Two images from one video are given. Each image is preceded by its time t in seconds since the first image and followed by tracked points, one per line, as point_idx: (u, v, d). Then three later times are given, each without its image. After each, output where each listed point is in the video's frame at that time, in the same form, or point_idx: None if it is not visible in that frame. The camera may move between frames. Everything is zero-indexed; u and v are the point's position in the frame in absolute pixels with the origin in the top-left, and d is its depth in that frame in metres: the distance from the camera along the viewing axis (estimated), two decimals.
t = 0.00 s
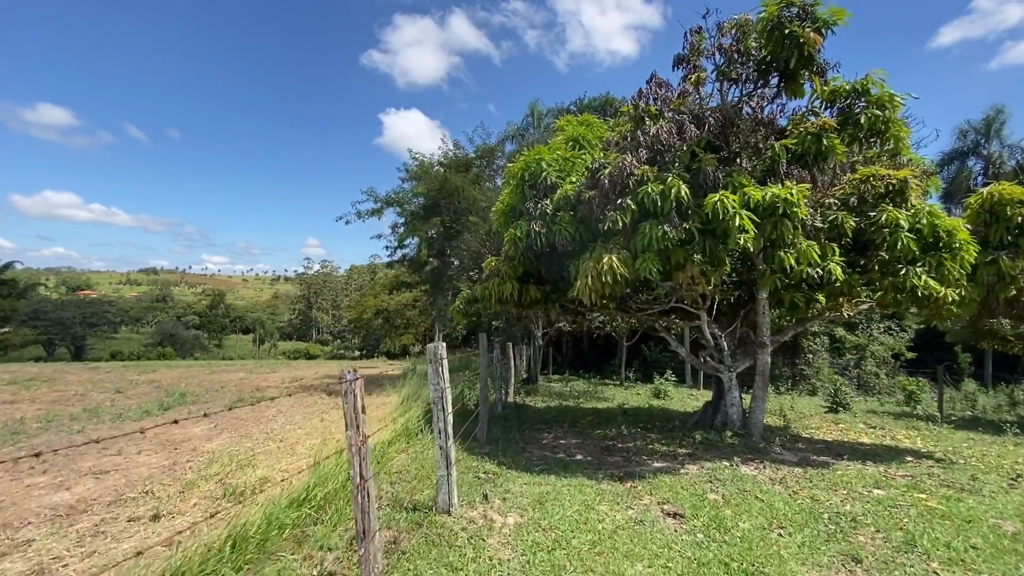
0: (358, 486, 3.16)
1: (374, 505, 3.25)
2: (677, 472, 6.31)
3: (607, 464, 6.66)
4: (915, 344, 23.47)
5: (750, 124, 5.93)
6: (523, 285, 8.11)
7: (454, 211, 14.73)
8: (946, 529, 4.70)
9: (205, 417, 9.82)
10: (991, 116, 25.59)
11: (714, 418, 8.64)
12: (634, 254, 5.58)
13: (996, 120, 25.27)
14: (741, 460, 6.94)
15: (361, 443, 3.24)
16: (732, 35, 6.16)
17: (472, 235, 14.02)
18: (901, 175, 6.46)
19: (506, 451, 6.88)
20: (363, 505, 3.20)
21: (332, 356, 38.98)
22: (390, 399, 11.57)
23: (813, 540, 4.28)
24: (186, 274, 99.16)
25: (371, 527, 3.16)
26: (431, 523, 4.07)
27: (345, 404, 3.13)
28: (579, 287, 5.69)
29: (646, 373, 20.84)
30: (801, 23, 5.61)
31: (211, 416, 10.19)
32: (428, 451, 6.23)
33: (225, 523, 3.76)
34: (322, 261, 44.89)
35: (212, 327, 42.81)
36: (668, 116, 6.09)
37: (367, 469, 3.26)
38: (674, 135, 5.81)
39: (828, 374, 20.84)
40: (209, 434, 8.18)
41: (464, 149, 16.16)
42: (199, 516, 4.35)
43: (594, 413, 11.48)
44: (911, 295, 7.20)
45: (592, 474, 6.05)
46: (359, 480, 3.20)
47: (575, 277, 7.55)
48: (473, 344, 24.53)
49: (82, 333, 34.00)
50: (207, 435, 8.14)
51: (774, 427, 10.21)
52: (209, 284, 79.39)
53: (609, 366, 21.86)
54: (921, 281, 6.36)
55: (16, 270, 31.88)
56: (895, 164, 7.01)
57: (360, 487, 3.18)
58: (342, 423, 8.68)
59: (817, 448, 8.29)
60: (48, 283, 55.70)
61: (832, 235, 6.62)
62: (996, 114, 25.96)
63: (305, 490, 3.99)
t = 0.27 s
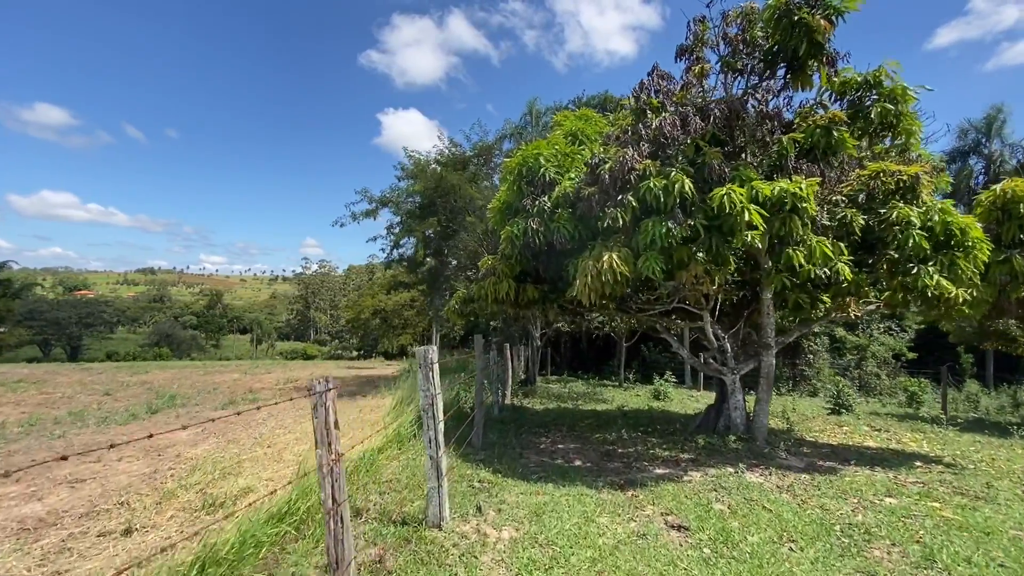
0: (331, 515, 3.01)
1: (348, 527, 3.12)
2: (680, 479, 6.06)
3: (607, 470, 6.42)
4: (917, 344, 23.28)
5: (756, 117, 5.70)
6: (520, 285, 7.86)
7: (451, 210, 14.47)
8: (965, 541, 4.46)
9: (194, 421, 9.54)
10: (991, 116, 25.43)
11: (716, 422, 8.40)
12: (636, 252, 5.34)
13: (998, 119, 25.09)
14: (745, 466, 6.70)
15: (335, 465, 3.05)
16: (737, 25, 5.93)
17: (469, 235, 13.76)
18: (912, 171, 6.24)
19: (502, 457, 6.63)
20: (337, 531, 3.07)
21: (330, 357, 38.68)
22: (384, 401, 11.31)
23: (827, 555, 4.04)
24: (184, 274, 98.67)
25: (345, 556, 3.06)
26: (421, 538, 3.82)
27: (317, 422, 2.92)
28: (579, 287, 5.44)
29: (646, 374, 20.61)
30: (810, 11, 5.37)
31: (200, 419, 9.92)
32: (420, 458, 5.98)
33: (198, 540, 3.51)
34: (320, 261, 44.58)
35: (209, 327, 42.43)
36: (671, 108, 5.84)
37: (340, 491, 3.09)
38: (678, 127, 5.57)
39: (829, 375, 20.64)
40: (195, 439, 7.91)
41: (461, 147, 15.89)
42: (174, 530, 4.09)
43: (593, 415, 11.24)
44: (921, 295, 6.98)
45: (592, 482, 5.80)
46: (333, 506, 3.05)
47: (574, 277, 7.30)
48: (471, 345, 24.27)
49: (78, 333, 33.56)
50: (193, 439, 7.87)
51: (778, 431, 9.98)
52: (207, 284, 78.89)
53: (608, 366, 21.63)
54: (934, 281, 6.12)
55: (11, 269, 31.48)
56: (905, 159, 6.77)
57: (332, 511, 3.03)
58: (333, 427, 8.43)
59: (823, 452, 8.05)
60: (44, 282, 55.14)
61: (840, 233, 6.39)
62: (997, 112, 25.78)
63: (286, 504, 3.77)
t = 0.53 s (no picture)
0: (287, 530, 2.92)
1: (311, 546, 3.03)
2: (682, 483, 5.81)
3: (607, 474, 6.16)
4: (916, 343, 23.16)
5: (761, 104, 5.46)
6: (516, 281, 7.60)
7: (446, 207, 14.18)
8: (984, 550, 4.23)
9: (179, 423, 9.23)
10: (990, 114, 25.30)
11: (717, 424, 8.15)
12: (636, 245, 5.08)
13: (997, 117, 24.95)
14: (749, 469, 6.45)
15: (294, 478, 2.98)
16: (742, 8, 5.67)
17: (465, 232, 13.49)
18: (921, 162, 6.01)
19: (497, 461, 6.38)
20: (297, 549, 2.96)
21: (327, 357, 38.34)
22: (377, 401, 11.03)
23: (840, 567, 3.80)
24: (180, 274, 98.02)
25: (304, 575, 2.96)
26: (406, 550, 3.56)
27: (271, 428, 2.86)
28: (576, 282, 5.18)
29: (644, 373, 20.39)
30: None
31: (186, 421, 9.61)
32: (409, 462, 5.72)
33: (162, 554, 3.24)
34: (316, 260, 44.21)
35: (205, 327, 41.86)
36: (673, 95, 5.59)
37: (301, 508, 3.01)
38: (680, 114, 5.32)
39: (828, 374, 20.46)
40: (178, 441, 7.61)
41: (457, 143, 15.59)
42: (143, 542, 3.81)
43: (591, 416, 10.98)
44: (930, 292, 6.74)
45: (591, 486, 5.55)
46: (292, 522, 2.96)
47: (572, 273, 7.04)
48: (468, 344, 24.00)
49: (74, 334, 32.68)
50: (176, 442, 7.56)
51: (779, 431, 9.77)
52: (204, 284, 78.33)
53: (606, 366, 21.40)
54: (945, 276, 5.89)
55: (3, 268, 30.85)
56: (914, 150, 6.53)
57: (291, 529, 2.94)
58: (323, 429, 8.15)
59: (828, 454, 7.80)
60: (39, 282, 54.49)
61: (848, 227, 6.15)
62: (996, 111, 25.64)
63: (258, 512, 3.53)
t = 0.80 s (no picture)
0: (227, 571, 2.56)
1: None
2: (683, 491, 5.56)
3: (603, 482, 5.91)
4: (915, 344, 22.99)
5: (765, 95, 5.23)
6: (510, 280, 7.33)
7: (440, 205, 13.90)
8: (1003, 564, 4.00)
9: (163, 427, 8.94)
10: (988, 113, 25.18)
11: (718, 427, 7.91)
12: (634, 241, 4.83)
13: (995, 116, 24.83)
14: (751, 476, 6.21)
15: (238, 510, 2.60)
16: None
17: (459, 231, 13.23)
18: (931, 157, 5.78)
19: (490, 467, 6.12)
20: None
21: (323, 357, 38.02)
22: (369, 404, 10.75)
23: None
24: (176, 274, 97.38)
25: None
26: (387, 570, 3.30)
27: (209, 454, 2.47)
28: (572, 281, 4.93)
29: (642, 374, 20.16)
30: None
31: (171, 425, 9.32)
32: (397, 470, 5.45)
33: None
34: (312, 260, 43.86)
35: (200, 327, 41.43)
36: (674, 85, 5.34)
37: (246, 543, 2.65)
38: (681, 105, 5.07)
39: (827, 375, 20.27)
40: (159, 447, 7.32)
41: (452, 141, 15.31)
42: (104, 561, 3.55)
43: (588, 419, 10.72)
44: (939, 291, 6.51)
45: (587, 495, 5.29)
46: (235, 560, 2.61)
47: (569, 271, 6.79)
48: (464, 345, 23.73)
49: (68, 334, 32.28)
50: (157, 448, 7.28)
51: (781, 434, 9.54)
52: (200, 284, 77.83)
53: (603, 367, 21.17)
54: (955, 275, 5.66)
55: None
56: (923, 145, 6.30)
57: (233, 569, 2.59)
58: (310, 433, 7.88)
59: (832, 459, 7.57)
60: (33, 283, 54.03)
61: (855, 224, 5.92)
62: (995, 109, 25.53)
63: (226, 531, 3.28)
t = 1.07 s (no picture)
0: None
1: None
2: (686, 499, 5.30)
3: (602, 490, 5.64)
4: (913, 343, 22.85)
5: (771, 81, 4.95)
6: (504, 278, 7.04)
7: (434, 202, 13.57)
8: None
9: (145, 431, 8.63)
10: (986, 111, 25.07)
11: (719, 430, 7.63)
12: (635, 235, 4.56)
13: (993, 115, 24.73)
14: (755, 482, 5.97)
15: (167, 550, 2.18)
16: None
17: (454, 228, 12.93)
18: (943, 150, 5.55)
19: (483, 474, 5.85)
20: None
21: (319, 357, 37.65)
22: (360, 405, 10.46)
23: None
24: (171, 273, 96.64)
25: None
26: None
27: (125, 480, 2.08)
28: (568, 277, 4.65)
29: (639, 374, 19.93)
30: None
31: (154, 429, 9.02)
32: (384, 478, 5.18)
33: None
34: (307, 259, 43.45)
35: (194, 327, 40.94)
36: (676, 71, 5.07)
37: None
38: (685, 92, 4.81)
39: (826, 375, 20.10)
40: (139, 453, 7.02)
41: (446, 137, 15.00)
42: None
43: (586, 421, 10.45)
44: (949, 290, 6.28)
45: (586, 504, 5.02)
46: None
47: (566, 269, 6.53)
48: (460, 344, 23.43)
49: (60, 335, 31.80)
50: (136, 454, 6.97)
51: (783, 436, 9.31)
52: (195, 283, 77.22)
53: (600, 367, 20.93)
54: (968, 272, 5.44)
55: None
56: (933, 137, 6.06)
57: None
58: (297, 437, 7.58)
59: (838, 463, 7.31)
60: (26, 283, 53.43)
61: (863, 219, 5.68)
62: (992, 108, 25.43)
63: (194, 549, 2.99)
